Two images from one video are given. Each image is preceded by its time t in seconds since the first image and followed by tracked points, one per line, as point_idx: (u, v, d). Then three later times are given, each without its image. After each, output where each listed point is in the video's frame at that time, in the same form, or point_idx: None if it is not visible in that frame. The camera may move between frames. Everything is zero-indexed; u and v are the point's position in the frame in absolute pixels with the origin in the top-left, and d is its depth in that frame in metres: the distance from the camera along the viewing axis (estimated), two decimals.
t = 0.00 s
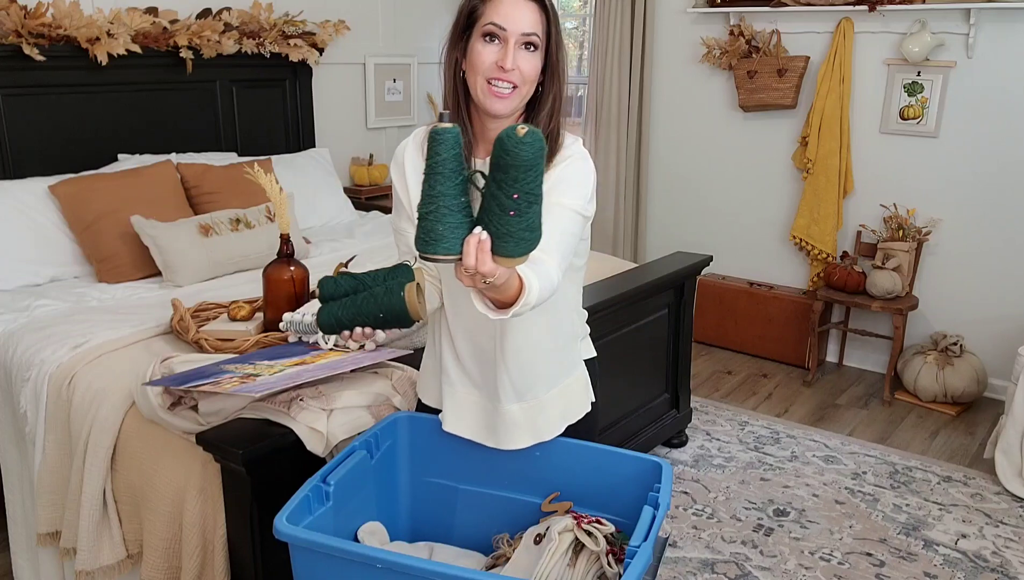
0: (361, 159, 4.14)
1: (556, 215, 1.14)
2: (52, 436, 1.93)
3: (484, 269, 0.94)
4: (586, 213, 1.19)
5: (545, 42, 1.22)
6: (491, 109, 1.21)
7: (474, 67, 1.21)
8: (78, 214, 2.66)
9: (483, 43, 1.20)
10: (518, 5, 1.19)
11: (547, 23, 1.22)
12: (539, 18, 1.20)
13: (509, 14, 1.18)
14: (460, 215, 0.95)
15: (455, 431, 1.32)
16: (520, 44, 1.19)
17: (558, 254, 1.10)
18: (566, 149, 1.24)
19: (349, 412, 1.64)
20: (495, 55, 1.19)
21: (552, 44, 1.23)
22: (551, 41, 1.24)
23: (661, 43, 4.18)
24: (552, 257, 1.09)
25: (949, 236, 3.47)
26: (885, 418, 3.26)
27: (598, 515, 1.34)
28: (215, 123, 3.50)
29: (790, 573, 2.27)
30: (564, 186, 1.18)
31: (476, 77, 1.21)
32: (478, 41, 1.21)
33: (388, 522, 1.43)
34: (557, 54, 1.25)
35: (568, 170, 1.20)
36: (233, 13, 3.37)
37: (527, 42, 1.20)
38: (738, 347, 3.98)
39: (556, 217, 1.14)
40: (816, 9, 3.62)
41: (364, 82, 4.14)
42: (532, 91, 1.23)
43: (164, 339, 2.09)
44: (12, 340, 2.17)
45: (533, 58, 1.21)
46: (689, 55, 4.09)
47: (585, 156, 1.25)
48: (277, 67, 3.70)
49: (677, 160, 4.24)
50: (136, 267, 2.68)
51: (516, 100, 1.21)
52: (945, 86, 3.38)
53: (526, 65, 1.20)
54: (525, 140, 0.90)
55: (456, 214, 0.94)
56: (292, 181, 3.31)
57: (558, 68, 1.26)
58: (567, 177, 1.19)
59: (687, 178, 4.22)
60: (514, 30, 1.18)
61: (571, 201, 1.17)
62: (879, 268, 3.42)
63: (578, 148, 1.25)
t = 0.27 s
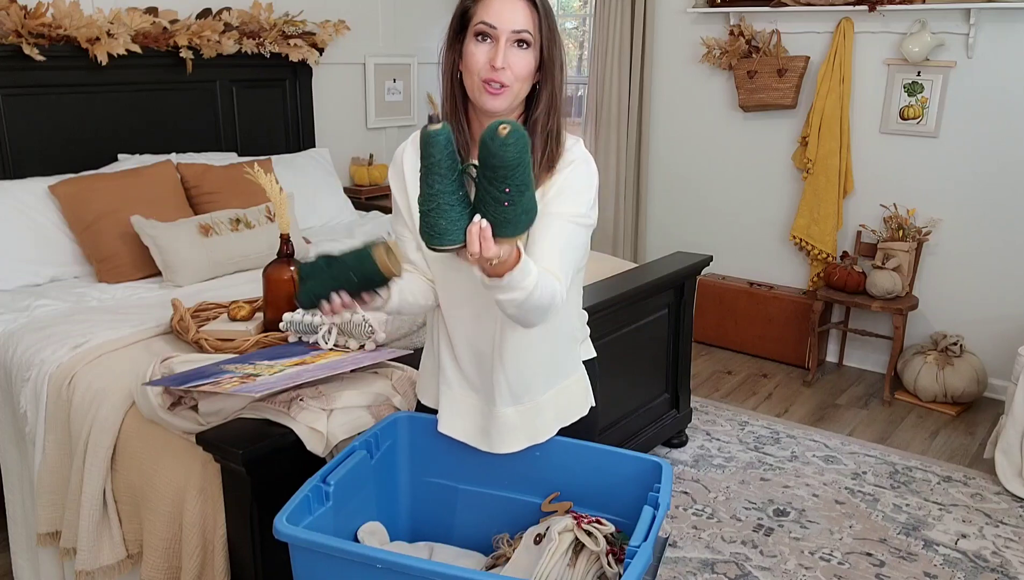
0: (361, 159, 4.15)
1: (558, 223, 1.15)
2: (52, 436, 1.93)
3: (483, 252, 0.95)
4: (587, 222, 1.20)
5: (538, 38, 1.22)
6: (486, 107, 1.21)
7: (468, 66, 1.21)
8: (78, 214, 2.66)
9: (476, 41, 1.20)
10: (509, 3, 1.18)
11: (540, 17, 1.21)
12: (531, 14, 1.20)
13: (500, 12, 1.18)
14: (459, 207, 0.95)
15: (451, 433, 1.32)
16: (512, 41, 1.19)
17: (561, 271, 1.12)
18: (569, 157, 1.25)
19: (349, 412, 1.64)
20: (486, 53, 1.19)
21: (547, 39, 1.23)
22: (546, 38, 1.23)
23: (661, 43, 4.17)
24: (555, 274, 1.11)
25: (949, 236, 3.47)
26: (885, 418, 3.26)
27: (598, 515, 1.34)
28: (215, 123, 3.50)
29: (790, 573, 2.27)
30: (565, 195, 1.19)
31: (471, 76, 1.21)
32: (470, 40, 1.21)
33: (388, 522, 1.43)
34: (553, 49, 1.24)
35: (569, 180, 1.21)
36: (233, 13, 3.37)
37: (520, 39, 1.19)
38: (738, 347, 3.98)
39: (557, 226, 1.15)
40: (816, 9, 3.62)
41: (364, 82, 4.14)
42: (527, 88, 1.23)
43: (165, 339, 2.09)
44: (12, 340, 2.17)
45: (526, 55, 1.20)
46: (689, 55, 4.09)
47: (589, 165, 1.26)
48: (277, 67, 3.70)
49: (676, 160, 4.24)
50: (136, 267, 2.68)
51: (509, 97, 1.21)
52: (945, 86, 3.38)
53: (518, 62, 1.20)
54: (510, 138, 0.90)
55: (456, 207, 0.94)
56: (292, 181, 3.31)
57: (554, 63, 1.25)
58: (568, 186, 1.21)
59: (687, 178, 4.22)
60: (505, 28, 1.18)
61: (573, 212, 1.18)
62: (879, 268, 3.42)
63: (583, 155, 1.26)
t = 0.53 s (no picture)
0: (361, 159, 4.15)
1: (561, 230, 1.16)
2: (52, 436, 1.93)
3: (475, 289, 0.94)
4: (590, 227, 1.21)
5: (529, 39, 1.20)
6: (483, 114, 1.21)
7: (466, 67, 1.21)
8: (78, 214, 2.67)
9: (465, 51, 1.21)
10: (493, 8, 1.17)
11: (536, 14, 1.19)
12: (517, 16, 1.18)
13: (484, 19, 1.17)
14: (450, 236, 0.94)
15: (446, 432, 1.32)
16: (499, 47, 1.18)
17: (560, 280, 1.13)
18: (576, 163, 1.25)
19: (349, 413, 1.64)
20: (475, 62, 1.19)
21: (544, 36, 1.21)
22: (538, 36, 1.20)
23: (661, 43, 4.17)
24: (553, 281, 1.12)
25: (949, 236, 3.47)
26: (885, 418, 3.26)
27: (597, 516, 1.34)
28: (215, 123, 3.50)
29: (790, 573, 2.27)
30: (568, 199, 1.21)
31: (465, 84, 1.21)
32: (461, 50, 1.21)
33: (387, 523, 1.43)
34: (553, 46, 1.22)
35: (578, 185, 1.23)
36: (233, 13, 3.37)
37: (506, 44, 1.18)
38: (738, 347, 3.98)
39: (558, 232, 1.16)
40: (816, 9, 3.62)
41: (365, 82, 4.15)
42: (525, 89, 1.21)
43: (165, 339, 2.09)
44: (12, 340, 2.17)
45: (515, 59, 1.19)
46: (689, 55, 4.09)
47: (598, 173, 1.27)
48: (277, 67, 3.70)
49: (677, 159, 4.24)
50: (136, 267, 2.68)
51: (507, 99, 1.20)
52: (945, 86, 3.38)
53: (508, 67, 1.19)
54: (506, 177, 0.90)
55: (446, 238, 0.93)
56: (292, 181, 3.31)
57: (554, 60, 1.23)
58: (576, 189, 1.22)
59: (687, 178, 4.22)
60: (490, 35, 1.17)
61: (579, 216, 1.19)
62: (879, 268, 3.42)
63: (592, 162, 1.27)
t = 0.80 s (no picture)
0: (361, 159, 4.15)
1: (573, 235, 1.18)
2: (52, 436, 1.93)
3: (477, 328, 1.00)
4: (601, 232, 1.23)
5: (491, 50, 1.17)
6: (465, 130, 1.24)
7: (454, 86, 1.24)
8: (78, 214, 2.67)
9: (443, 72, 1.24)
10: (453, 31, 1.18)
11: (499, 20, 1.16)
12: (473, 34, 1.17)
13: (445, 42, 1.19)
14: (446, 288, 0.98)
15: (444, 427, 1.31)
16: (462, 67, 1.19)
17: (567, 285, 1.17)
18: (589, 164, 1.26)
19: (349, 413, 1.63)
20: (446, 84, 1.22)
21: (507, 39, 1.16)
22: (502, 44, 1.16)
23: (661, 43, 4.17)
24: (561, 287, 1.15)
25: (949, 236, 3.47)
26: (885, 419, 3.26)
27: (598, 516, 1.34)
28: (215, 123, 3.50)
29: (790, 573, 2.27)
30: (582, 202, 1.22)
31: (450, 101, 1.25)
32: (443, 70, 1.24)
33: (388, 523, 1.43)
34: (526, 42, 1.17)
35: (592, 189, 1.24)
36: (233, 13, 3.37)
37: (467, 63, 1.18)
38: (739, 347, 3.98)
39: (572, 238, 1.18)
40: (816, 9, 3.62)
41: (365, 82, 4.14)
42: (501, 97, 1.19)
43: (164, 339, 2.09)
44: (12, 340, 2.17)
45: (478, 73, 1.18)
46: (689, 55, 4.09)
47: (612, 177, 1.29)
48: (277, 67, 3.70)
49: (677, 159, 4.24)
50: (136, 267, 2.68)
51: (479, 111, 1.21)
52: (945, 86, 3.38)
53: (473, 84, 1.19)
54: (493, 247, 0.94)
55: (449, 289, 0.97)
56: (292, 181, 3.31)
57: (527, 58, 1.17)
58: (590, 193, 1.24)
59: (687, 178, 4.22)
60: (452, 57, 1.19)
61: (593, 222, 1.22)
62: (879, 268, 3.42)
63: (608, 166, 1.28)
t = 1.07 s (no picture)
0: (361, 159, 4.15)
1: (569, 243, 1.19)
2: (52, 436, 1.93)
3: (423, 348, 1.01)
4: (598, 240, 1.22)
5: (465, 55, 1.16)
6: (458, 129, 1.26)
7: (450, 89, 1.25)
8: (78, 214, 2.67)
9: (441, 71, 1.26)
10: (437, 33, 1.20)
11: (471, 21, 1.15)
12: (449, 38, 1.18)
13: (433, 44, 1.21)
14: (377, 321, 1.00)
15: (449, 412, 1.35)
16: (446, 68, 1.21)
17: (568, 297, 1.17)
18: (585, 167, 1.23)
19: (349, 412, 1.63)
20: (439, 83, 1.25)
21: (478, 40, 1.14)
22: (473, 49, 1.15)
23: (661, 43, 4.17)
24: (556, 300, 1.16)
25: (949, 236, 3.47)
26: (885, 419, 3.26)
27: (598, 515, 1.34)
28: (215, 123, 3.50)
29: (790, 573, 2.27)
30: (577, 207, 1.21)
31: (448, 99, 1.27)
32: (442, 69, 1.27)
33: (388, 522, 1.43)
34: (499, 42, 1.14)
35: (590, 194, 1.22)
36: (233, 13, 3.37)
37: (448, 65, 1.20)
38: (738, 347, 3.98)
39: (565, 246, 1.18)
40: (816, 9, 3.62)
41: (365, 82, 4.14)
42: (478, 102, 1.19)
43: (164, 339, 2.09)
44: (12, 340, 2.17)
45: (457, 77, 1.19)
46: (689, 55, 4.09)
47: (614, 182, 1.26)
48: (277, 67, 3.70)
49: (676, 159, 4.24)
50: (136, 267, 2.68)
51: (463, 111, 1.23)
52: (945, 86, 3.38)
53: (455, 86, 1.21)
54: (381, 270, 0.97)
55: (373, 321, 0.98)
56: (292, 181, 3.31)
57: (497, 58, 1.14)
58: (589, 196, 1.21)
59: (687, 178, 4.22)
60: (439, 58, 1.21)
61: (589, 229, 1.20)
62: (879, 268, 3.42)
63: (610, 171, 1.25)
